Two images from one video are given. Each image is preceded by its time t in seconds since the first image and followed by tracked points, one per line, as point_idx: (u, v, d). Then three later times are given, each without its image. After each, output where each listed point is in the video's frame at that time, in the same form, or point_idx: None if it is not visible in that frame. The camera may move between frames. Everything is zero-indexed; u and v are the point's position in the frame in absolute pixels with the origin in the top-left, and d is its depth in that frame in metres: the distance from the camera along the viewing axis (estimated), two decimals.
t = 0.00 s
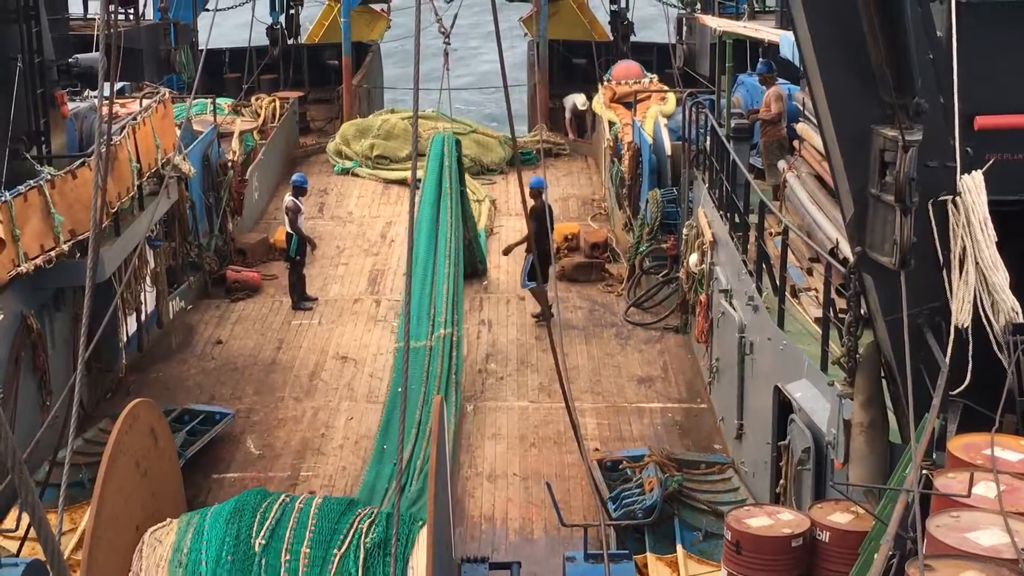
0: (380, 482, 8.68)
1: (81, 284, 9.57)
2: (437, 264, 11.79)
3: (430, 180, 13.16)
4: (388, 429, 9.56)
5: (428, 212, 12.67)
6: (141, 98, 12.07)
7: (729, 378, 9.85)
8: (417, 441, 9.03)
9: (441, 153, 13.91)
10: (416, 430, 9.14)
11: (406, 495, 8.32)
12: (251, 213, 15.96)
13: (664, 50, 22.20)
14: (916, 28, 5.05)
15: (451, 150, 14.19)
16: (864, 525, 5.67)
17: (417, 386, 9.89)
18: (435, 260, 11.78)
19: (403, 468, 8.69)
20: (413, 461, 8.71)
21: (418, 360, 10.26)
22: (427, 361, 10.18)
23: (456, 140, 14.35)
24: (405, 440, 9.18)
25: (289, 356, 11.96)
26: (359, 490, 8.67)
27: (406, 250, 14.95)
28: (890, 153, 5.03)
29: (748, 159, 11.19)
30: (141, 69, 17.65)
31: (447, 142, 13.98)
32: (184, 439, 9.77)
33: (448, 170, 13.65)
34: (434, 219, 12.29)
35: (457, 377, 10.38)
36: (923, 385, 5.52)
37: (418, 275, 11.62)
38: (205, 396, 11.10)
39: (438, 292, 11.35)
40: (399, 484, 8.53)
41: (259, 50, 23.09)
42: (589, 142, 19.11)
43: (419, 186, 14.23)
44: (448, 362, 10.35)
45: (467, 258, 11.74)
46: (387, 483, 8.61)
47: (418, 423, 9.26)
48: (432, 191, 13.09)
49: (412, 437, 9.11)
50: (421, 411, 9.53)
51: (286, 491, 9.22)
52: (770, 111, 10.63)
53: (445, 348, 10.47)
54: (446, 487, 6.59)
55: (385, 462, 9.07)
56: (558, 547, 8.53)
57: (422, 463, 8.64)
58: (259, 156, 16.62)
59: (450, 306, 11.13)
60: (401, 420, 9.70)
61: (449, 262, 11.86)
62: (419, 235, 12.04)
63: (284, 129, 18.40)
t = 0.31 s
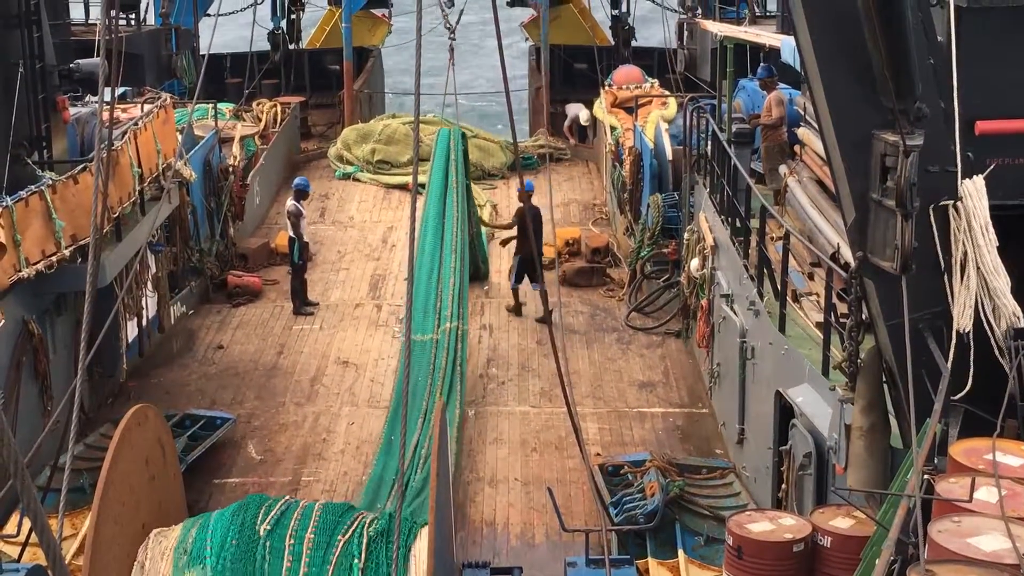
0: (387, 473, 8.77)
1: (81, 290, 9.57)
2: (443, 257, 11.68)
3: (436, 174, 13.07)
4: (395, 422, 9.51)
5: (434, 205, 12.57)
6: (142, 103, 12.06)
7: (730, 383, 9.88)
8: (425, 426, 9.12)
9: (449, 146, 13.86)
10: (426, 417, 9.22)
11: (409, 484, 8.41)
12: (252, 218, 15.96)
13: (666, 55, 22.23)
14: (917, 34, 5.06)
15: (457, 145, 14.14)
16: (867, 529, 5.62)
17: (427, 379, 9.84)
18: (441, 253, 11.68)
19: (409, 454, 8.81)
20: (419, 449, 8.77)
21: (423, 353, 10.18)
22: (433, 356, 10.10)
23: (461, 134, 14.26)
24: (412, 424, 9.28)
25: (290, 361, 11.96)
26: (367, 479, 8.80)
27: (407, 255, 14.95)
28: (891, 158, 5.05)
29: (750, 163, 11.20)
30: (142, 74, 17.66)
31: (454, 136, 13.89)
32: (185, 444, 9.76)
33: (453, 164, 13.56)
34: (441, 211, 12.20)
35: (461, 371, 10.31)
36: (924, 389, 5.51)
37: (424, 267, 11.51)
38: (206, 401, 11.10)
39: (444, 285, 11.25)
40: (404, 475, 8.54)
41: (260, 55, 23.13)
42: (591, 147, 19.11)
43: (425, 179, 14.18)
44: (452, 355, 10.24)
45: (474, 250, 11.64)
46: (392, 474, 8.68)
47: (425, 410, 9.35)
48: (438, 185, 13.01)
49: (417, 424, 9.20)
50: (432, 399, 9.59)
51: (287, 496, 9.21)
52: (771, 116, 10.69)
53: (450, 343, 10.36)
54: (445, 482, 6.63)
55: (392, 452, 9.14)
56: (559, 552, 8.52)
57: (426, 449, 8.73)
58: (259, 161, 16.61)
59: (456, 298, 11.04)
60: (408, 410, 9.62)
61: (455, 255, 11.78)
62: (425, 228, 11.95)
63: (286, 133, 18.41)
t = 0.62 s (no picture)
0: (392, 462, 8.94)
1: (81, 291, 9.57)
2: (444, 245, 11.65)
3: (436, 162, 13.03)
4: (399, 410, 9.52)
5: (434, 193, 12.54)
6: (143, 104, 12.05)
7: (731, 384, 9.87)
8: (427, 417, 9.16)
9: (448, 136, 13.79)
10: (428, 405, 9.28)
11: (414, 472, 8.59)
12: (253, 219, 15.96)
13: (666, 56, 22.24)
14: (918, 35, 5.05)
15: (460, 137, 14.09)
16: (868, 530, 5.61)
17: (429, 365, 9.85)
18: (442, 240, 11.65)
19: (412, 446, 8.85)
20: (423, 439, 8.83)
21: (423, 342, 10.21)
22: (433, 343, 10.14)
23: (462, 122, 14.19)
24: (414, 415, 9.31)
25: (291, 362, 11.96)
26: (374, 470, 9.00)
27: (407, 256, 14.95)
28: (892, 159, 5.04)
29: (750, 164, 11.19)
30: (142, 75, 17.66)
31: (455, 125, 13.85)
32: (185, 446, 9.76)
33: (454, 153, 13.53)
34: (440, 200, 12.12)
35: (465, 356, 10.27)
36: (925, 390, 5.51)
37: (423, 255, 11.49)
38: (206, 402, 11.09)
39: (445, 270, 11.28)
40: (410, 466, 8.65)
41: (261, 56, 23.13)
42: (591, 148, 19.11)
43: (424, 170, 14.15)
44: (455, 342, 10.30)
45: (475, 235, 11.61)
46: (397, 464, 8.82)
47: (427, 400, 9.37)
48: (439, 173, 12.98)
49: (419, 414, 9.25)
50: (434, 388, 9.59)
51: (287, 497, 9.20)
52: (772, 117, 10.69)
53: (453, 328, 10.42)
54: (446, 479, 6.61)
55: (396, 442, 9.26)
56: (560, 553, 8.51)
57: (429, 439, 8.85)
58: (260, 163, 16.60)
59: (458, 285, 11.07)
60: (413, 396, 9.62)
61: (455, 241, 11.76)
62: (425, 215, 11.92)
63: (286, 134, 18.40)
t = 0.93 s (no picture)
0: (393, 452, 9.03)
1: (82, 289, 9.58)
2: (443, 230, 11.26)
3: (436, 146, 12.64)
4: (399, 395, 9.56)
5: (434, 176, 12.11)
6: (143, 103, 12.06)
7: (731, 383, 9.85)
8: (427, 406, 9.20)
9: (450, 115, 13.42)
10: (432, 393, 9.34)
11: (413, 462, 8.62)
12: (253, 217, 15.97)
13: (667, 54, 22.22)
14: (919, 31, 5.03)
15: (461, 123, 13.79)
16: (868, 528, 5.61)
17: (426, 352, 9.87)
18: (441, 225, 11.19)
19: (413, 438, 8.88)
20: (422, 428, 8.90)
21: (421, 330, 10.10)
22: (432, 330, 9.95)
23: (461, 106, 13.79)
24: (414, 404, 9.32)
25: (291, 360, 11.96)
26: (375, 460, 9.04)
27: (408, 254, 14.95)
28: (893, 157, 5.03)
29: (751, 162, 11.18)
30: (143, 73, 17.68)
31: (455, 110, 13.47)
32: (185, 444, 9.77)
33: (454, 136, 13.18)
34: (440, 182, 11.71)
35: (460, 349, 10.26)
36: (926, 389, 5.51)
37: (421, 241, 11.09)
38: (207, 400, 11.09)
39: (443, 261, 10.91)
40: (411, 455, 8.68)
41: (261, 54, 23.13)
42: (591, 146, 19.11)
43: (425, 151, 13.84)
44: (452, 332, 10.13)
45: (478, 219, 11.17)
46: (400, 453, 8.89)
47: (427, 389, 9.37)
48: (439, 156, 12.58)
49: (419, 402, 9.30)
50: (434, 376, 9.63)
51: (288, 495, 9.21)
52: (772, 116, 10.69)
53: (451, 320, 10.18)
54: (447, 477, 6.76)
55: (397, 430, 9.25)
56: (560, 551, 8.52)
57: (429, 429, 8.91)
58: (260, 161, 16.61)
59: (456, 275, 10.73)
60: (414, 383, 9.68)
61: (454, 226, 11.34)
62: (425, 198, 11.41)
63: (286, 132, 18.40)
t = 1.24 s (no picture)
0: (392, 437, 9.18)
1: (83, 287, 9.58)
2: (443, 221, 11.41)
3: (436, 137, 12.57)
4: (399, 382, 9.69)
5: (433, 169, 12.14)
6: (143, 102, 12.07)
7: (732, 381, 9.85)
8: (426, 393, 9.38)
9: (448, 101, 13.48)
10: (431, 381, 9.48)
11: (413, 450, 8.73)
12: (254, 216, 15.98)
13: (667, 53, 22.20)
14: (919, 29, 5.04)
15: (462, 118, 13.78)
16: (868, 527, 5.61)
17: (426, 337, 9.98)
18: (441, 216, 11.34)
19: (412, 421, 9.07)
20: (422, 415, 9.07)
21: (421, 317, 10.19)
22: (432, 318, 10.15)
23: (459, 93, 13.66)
24: (413, 390, 9.47)
25: (291, 359, 11.96)
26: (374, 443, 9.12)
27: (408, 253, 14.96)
28: (893, 155, 5.03)
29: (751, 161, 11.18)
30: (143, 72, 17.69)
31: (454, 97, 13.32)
32: (186, 442, 9.77)
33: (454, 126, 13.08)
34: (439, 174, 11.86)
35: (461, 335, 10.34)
36: (926, 387, 5.51)
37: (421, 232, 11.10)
38: (207, 399, 11.09)
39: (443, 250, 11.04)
40: (409, 441, 8.84)
41: (261, 53, 23.12)
42: (592, 145, 19.11)
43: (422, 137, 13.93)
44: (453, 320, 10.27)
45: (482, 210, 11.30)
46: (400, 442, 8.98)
47: (426, 375, 9.51)
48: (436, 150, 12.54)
49: (418, 388, 9.46)
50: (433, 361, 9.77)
51: (288, 494, 9.21)
52: (772, 114, 10.68)
53: (452, 307, 10.34)
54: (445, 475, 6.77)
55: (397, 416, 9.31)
56: (561, 549, 8.52)
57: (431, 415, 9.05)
58: (261, 159, 16.63)
59: (457, 267, 10.89)
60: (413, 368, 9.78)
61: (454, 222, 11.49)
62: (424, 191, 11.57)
63: (287, 131, 18.40)
